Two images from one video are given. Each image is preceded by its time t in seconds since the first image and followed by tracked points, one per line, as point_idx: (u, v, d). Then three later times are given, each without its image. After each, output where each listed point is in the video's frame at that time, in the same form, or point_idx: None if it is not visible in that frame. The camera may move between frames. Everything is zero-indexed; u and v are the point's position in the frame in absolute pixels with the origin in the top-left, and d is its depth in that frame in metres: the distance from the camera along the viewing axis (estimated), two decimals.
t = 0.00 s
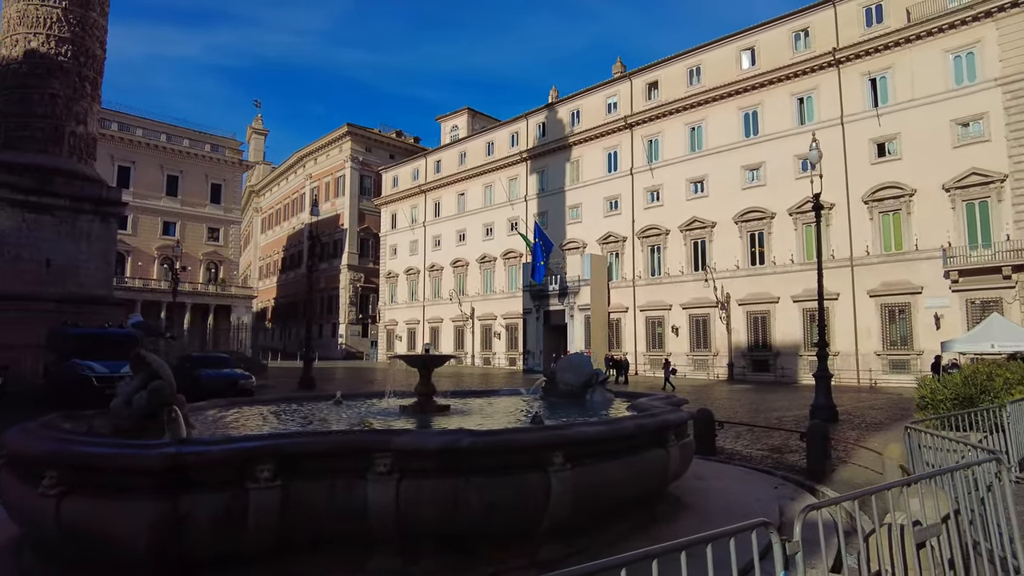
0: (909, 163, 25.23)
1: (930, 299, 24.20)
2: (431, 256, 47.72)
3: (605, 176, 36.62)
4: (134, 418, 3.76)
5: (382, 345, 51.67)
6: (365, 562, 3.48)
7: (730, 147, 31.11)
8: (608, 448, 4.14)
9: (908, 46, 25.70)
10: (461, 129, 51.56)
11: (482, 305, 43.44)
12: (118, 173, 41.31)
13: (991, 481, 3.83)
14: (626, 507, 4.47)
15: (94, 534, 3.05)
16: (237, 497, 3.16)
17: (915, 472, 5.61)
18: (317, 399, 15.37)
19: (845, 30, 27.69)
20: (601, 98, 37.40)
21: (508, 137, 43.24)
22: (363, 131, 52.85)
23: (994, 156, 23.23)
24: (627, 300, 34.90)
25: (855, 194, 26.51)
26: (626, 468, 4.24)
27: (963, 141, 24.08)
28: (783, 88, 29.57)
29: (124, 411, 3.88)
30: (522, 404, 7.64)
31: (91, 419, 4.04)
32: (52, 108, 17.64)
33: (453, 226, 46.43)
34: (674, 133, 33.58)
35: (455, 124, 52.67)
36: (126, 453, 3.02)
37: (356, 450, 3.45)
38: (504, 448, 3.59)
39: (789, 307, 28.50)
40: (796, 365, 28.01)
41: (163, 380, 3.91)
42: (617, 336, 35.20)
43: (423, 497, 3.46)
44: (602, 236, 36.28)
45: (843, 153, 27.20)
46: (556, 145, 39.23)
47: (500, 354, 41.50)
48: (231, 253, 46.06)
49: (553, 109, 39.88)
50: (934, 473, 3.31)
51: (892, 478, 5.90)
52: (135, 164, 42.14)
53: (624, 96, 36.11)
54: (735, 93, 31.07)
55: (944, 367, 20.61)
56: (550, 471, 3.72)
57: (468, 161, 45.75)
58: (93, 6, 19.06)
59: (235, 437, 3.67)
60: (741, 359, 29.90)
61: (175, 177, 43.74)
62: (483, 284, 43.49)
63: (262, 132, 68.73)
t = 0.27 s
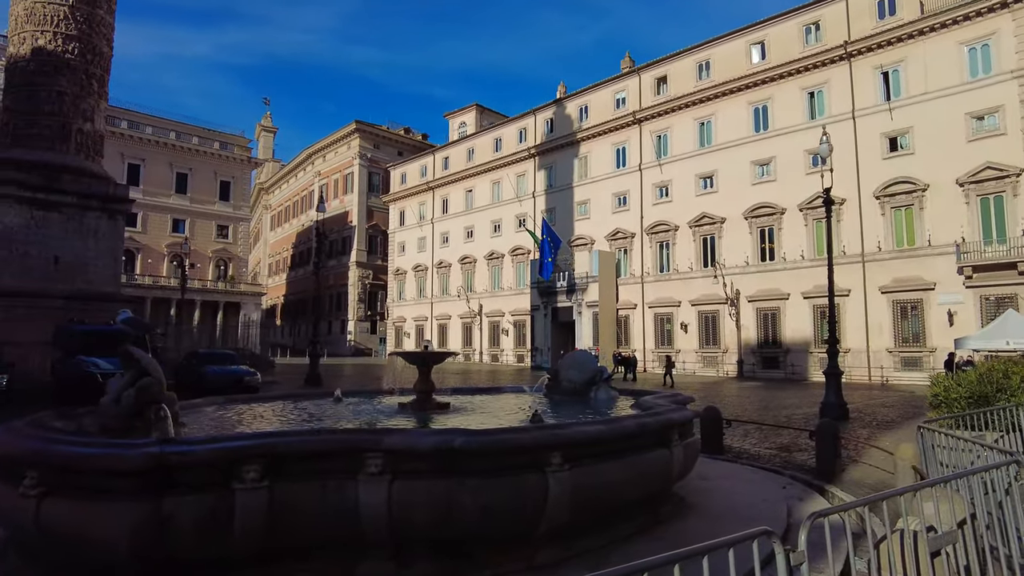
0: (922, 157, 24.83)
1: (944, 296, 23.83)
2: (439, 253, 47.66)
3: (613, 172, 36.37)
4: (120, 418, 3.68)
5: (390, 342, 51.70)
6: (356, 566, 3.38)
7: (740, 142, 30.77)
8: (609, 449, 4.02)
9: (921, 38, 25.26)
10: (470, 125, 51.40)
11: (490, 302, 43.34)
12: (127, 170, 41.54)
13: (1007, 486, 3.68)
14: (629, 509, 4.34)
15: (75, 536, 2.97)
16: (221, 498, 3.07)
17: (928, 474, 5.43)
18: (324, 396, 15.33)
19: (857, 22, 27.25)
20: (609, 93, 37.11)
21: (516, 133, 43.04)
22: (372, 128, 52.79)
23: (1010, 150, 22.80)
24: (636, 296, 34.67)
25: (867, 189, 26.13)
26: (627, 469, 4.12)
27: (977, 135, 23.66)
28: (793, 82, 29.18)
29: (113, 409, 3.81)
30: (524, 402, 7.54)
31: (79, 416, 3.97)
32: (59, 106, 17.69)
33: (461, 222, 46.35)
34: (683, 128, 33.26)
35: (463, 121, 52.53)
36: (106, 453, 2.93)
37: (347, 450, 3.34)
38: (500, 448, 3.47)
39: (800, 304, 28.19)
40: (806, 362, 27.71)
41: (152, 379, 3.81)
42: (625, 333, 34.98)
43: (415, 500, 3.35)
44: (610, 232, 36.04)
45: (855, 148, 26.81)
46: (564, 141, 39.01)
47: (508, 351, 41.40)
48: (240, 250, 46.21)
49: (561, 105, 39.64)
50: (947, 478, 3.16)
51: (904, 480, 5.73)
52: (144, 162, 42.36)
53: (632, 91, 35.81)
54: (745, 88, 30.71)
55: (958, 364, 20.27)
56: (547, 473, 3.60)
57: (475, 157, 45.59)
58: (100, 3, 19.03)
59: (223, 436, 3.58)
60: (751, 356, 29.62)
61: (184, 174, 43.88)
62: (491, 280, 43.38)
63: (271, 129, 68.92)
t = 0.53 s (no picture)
0: (932, 150, 24.49)
1: (954, 291, 23.51)
2: (446, 250, 47.59)
3: (620, 167, 36.13)
4: (101, 413, 3.61)
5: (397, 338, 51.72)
6: (339, 565, 3.30)
7: (747, 136, 30.48)
8: (602, 445, 3.91)
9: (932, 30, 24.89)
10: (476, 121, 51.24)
11: (496, 298, 43.25)
12: (135, 168, 41.76)
13: (1016, 486, 3.53)
14: (624, 507, 4.23)
15: (48, 533, 2.91)
16: (198, 494, 3.00)
17: (936, 470, 5.29)
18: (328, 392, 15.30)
19: (866, 14, 26.87)
20: (615, 87, 36.85)
21: (522, 129, 42.86)
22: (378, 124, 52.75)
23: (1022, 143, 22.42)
24: (642, 292, 34.46)
25: (877, 183, 25.80)
26: (622, 466, 4.00)
27: (989, 128, 23.28)
28: (802, 76, 28.84)
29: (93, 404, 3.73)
30: (523, 398, 7.44)
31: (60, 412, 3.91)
32: (63, 102, 17.73)
33: (467, 219, 46.24)
34: (690, 122, 32.98)
35: (469, 117, 52.39)
36: (79, 448, 2.86)
37: (330, 446, 3.25)
38: (487, 444, 3.36)
39: (808, 299, 27.91)
40: (814, 359, 27.45)
41: (135, 374, 3.73)
42: (632, 330, 34.79)
43: (400, 496, 3.26)
44: (617, 228, 35.83)
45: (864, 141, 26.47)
46: (570, 136, 38.80)
47: (515, 347, 41.30)
48: (248, 247, 46.36)
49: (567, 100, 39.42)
50: (954, 477, 3.01)
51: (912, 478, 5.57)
52: (152, 159, 42.55)
53: (639, 86, 35.55)
54: (752, 81, 30.40)
55: (968, 360, 20.00)
56: (537, 469, 3.50)
57: (482, 153, 45.45)
58: None
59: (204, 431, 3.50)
60: (759, 352, 29.36)
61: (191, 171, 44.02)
62: (497, 277, 43.27)
63: (279, 127, 69.08)
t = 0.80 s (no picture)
0: (943, 143, 24.13)
1: (966, 285, 23.17)
2: (452, 246, 47.52)
3: (627, 162, 35.90)
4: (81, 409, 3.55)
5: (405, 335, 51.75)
6: (322, 567, 3.22)
7: (755, 130, 30.16)
8: (595, 443, 3.80)
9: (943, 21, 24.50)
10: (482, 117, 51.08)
11: (503, 295, 43.15)
12: (143, 166, 41.96)
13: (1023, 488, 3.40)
14: (618, 507, 4.13)
15: (20, 535, 2.84)
16: (173, 494, 2.92)
17: (943, 469, 5.15)
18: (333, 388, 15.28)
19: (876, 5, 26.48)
20: (622, 82, 36.59)
21: (528, 124, 42.68)
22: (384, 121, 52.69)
23: None
24: (649, 288, 34.24)
25: (887, 177, 25.46)
26: (616, 464, 3.89)
27: (1001, 120, 22.90)
28: (810, 69, 28.49)
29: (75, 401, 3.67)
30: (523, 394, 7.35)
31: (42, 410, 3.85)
32: (68, 101, 17.76)
33: (474, 215, 46.14)
34: (698, 117, 32.68)
35: (475, 113, 52.25)
36: (49, 447, 2.79)
37: (311, 445, 3.17)
38: (473, 443, 3.26)
39: (817, 295, 27.63)
40: (824, 354, 27.18)
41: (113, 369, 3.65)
42: (639, 326, 34.59)
43: (384, 496, 3.18)
44: (623, 223, 35.62)
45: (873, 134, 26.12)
46: (576, 131, 38.58)
47: (521, 344, 41.19)
48: (255, 244, 46.51)
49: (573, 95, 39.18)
50: (956, 479, 2.89)
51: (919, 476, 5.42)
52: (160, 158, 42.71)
53: (646, 80, 35.28)
54: (760, 75, 30.07)
55: (980, 356, 19.73)
56: (525, 469, 3.40)
57: (488, 149, 45.30)
58: None
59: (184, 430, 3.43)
60: (767, 348, 29.11)
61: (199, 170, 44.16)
62: (504, 273, 43.16)
63: (286, 124, 69.24)
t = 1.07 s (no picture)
0: (961, 128, 23.59)
1: (983, 273, 22.73)
2: (463, 235, 47.42)
3: (638, 149, 35.52)
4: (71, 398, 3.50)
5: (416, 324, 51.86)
6: (313, 561, 3.17)
7: (769, 116, 29.67)
8: (593, 435, 3.70)
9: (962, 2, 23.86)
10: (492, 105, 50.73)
11: (513, 284, 43.05)
12: (155, 157, 42.18)
13: None
14: (618, 499, 4.03)
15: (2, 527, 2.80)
16: (156, 485, 2.86)
17: (956, 462, 5.00)
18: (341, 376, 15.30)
19: None
20: (633, 68, 36.13)
21: (538, 112, 42.33)
22: (395, 110, 52.48)
23: None
24: (661, 277, 33.98)
25: (903, 162, 24.97)
26: (615, 455, 3.80)
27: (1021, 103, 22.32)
28: (825, 52, 27.92)
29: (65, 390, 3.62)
30: (526, 383, 7.26)
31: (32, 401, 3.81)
32: (77, 91, 17.80)
33: (484, 204, 45.98)
34: (710, 103, 32.20)
35: (485, 101, 51.91)
36: (28, 438, 2.73)
37: (299, 435, 3.10)
38: (465, 434, 3.18)
39: (830, 283, 27.26)
40: (837, 343, 26.86)
41: (105, 359, 3.61)
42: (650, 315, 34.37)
43: (373, 487, 3.10)
44: (634, 211, 35.30)
45: (889, 119, 25.60)
46: (586, 119, 38.21)
47: (532, 333, 41.12)
48: (266, 234, 46.70)
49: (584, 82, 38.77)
50: (965, 475, 2.76)
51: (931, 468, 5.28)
52: (171, 148, 42.90)
53: (657, 66, 34.80)
54: (774, 60, 29.53)
55: (997, 345, 19.37)
56: (519, 460, 3.31)
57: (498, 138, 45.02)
58: None
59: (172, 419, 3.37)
60: (780, 337, 28.82)
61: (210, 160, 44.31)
62: (514, 262, 43.04)
63: (296, 114, 69.28)
